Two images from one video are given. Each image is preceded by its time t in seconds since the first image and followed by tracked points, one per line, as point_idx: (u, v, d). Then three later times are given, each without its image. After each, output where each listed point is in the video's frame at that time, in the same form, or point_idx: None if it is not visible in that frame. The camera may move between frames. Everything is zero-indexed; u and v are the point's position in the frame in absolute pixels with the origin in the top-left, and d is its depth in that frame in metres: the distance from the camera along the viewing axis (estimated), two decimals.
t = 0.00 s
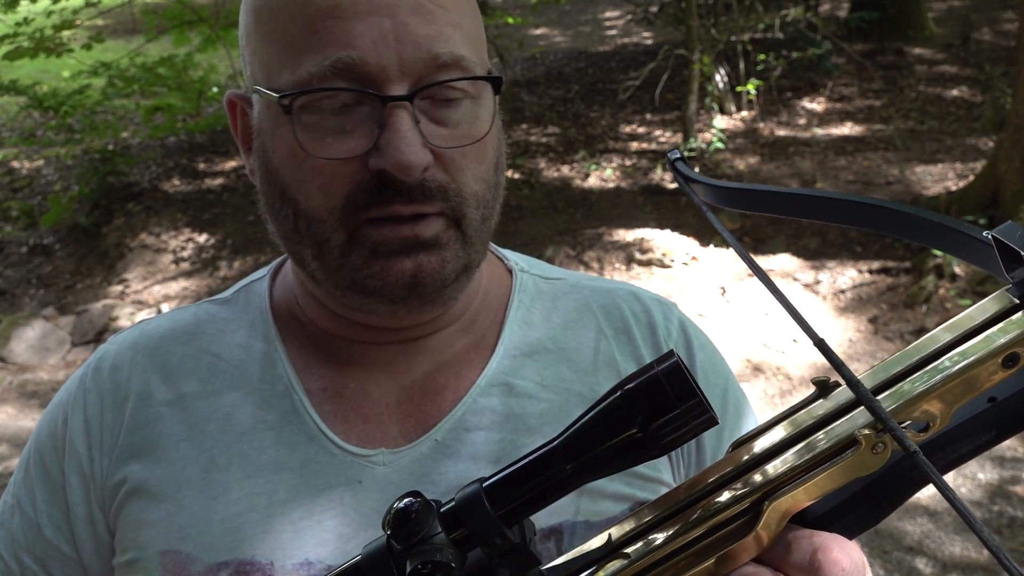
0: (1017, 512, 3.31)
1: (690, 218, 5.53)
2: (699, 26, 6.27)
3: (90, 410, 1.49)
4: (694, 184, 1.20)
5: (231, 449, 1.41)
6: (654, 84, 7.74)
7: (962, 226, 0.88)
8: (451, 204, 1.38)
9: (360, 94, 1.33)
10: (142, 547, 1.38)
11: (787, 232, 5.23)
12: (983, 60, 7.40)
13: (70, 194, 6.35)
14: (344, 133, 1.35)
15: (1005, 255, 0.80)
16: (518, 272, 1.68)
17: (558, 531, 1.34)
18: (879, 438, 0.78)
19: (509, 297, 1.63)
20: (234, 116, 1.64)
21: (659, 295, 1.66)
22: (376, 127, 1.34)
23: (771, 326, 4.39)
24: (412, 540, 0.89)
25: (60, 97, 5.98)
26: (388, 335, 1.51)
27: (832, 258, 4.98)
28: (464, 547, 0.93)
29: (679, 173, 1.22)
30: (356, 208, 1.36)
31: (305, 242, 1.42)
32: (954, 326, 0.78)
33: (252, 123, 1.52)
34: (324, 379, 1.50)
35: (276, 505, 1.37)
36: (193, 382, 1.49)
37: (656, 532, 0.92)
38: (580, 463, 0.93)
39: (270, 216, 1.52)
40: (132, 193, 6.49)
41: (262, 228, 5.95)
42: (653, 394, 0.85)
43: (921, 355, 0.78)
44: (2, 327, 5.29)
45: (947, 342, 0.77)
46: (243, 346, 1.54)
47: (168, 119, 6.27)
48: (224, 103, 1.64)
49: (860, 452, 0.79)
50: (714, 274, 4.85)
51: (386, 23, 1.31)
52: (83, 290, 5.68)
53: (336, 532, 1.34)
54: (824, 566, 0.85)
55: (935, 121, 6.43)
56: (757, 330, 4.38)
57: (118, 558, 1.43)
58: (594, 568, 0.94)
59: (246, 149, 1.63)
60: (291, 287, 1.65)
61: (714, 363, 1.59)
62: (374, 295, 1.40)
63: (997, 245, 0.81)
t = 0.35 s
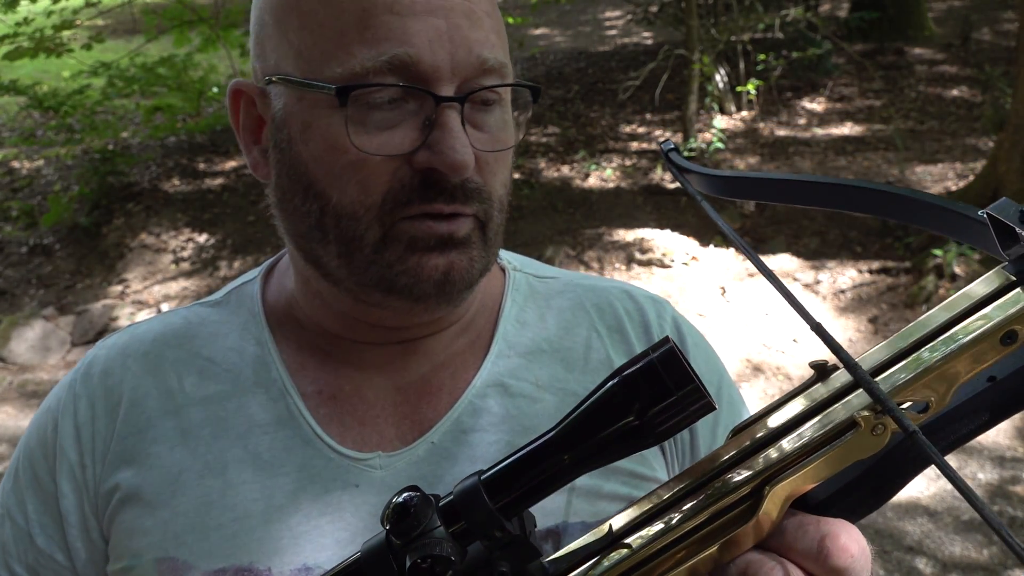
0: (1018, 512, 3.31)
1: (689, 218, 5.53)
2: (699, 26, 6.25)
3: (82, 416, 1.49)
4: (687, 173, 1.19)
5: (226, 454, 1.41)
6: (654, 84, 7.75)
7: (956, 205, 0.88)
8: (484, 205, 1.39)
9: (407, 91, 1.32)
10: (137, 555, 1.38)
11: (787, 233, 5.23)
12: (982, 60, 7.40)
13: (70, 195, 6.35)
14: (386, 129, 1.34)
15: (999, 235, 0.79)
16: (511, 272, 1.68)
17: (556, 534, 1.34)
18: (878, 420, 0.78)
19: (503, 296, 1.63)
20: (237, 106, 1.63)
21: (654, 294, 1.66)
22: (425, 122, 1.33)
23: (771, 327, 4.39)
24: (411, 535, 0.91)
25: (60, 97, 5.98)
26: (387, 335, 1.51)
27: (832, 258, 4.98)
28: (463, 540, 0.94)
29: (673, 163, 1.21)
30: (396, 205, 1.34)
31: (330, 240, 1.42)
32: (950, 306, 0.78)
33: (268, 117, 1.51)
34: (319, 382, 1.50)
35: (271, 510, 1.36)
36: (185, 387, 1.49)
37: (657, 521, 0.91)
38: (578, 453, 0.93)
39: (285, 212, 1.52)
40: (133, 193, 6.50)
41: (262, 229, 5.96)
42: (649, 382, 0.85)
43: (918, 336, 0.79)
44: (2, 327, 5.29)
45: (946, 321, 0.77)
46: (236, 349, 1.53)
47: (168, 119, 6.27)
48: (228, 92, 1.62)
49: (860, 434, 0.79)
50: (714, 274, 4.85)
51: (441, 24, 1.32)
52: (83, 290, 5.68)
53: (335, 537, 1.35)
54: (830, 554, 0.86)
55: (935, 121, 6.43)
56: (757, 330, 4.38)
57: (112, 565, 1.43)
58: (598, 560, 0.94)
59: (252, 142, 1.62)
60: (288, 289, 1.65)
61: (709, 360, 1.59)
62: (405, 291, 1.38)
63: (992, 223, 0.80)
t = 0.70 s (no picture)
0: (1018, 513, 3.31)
1: (689, 218, 5.53)
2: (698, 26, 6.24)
3: (84, 413, 1.48)
4: (694, 174, 1.18)
5: (230, 452, 1.41)
6: (654, 84, 7.75)
7: (960, 210, 0.89)
8: (502, 199, 1.39)
9: (439, 78, 1.32)
10: (139, 553, 1.38)
11: (787, 233, 5.24)
12: (982, 60, 7.41)
13: (70, 195, 6.36)
14: (417, 117, 1.34)
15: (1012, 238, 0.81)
16: (516, 273, 1.67)
17: (562, 536, 1.34)
18: (890, 426, 0.79)
19: (507, 297, 1.62)
20: (251, 99, 1.61)
21: (657, 296, 1.66)
22: (454, 112, 1.33)
23: (772, 327, 4.38)
24: (422, 538, 0.92)
25: (59, 97, 5.99)
26: (395, 334, 1.51)
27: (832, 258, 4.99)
28: (475, 544, 0.95)
29: (679, 163, 1.20)
30: (425, 194, 1.34)
31: (351, 229, 1.41)
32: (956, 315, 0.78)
33: (286, 109, 1.49)
34: (325, 382, 1.50)
35: (275, 509, 1.36)
36: (190, 385, 1.49)
37: (665, 525, 0.91)
38: (588, 457, 0.93)
39: (300, 206, 1.51)
40: (133, 193, 6.50)
41: (262, 229, 5.96)
42: (663, 386, 0.85)
43: (922, 345, 0.79)
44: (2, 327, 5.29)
45: (957, 328, 0.77)
46: (240, 347, 1.53)
47: (168, 119, 6.27)
48: (242, 83, 1.61)
49: (872, 440, 0.80)
50: (714, 274, 4.86)
51: (471, 16, 1.32)
52: (83, 290, 5.68)
53: (340, 538, 1.35)
54: (842, 559, 0.86)
55: (935, 121, 6.43)
56: (758, 331, 4.38)
57: (114, 563, 1.43)
58: (606, 563, 0.93)
59: (266, 134, 1.61)
60: (295, 286, 1.64)
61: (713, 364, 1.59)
62: (424, 283, 1.38)
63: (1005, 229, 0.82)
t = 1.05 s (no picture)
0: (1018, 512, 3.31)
1: (689, 218, 5.53)
2: (699, 25, 6.23)
3: (89, 411, 1.48)
4: (703, 168, 1.20)
5: (233, 451, 1.41)
6: (654, 84, 7.75)
7: (975, 198, 0.85)
8: (497, 212, 1.38)
9: (428, 96, 1.31)
10: (143, 552, 1.39)
11: (787, 233, 5.23)
12: (982, 60, 7.41)
13: (70, 195, 6.36)
14: (405, 135, 1.33)
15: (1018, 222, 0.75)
16: (519, 275, 1.67)
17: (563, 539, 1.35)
18: (903, 413, 0.75)
19: (510, 298, 1.62)
20: (254, 104, 1.62)
21: (659, 298, 1.66)
22: (444, 128, 1.32)
23: (772, 327, 4.38)
24: (432, 524, 0.90)
25: (60, 97, 5.99)
26: (397, 336, 1.50)
27: (832, 257, 4.99)
28: (484, 531, 0.93)
29: (687, 157, 1.21)
30: (416, 209, 1.34)
31: (345, 242, 1.41)
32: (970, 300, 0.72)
33: (285, 114, 1.49)
34: (327, 382, 1.50)
35: (278, 509, 1.37)
36: (194, 384, 1.49)
37: (670, 518, 0.88)
38: (601, 440, 0.92)
39: (300, 209, 1.51)
40: (133, 193, 6.50)
41: (262, 229, 5.96)
42: (674, 370, 0.84)
43: (937, 333, 0.73)
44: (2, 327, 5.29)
45: (967, 315, 0.71)
46: (244, 347, 1.53)
47: (168, 120, 6.27)
48: (244, 88, 1.61)
49: (884, 428, 0.76)
50: (714, 274, 4.86)
51: (464, 32, 1.31)
52: (83, 290, 5.68)
53: (342, 538, 1.35)
54: (857, 550, 0.83)
55: (935, 121, 6.43)
56: (758, 331, 4.37)
57: (117, 562, 1.43)
58: (610, 554, 0.91)
59: (267, 139, 1.62)
60: (298, 286, 1.64)
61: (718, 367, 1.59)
62: (422, 293, 1.38)
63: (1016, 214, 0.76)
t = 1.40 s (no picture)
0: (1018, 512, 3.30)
1: (689, 219, 5.53)
2: (699, 25, 6.22)
3: (88, 406, 1.48)
4: (737, 201, 1.26)
5: (233, 447, 1.41)
6: (654, 84, 7.75)
7: (998, 253, 0.94)
8: (497, 214, 1.38)
9: (426, 103, 1.32)
10: (141, 546, 1.38)
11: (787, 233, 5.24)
12: (982, 60, 7.41)
13: (70, 195, 6.36)
14: (404, 141, 1.34)
15: None
16: (518, 271, 1.66)
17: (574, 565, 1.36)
18: (931, 484, 0.82)
19: (511, 294, 1.62)
20: (248, 109, 1.61)
21: (659, 292, 1.66)
22: (443, 134, 1.33)
23: (772, 327, 4.38)
24: (450, 559, 0.94)
25: (60, 97, 5.99)
26: (394, 337, 1.50)
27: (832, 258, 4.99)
28: (501, 568, 0.97)
29: (723, 187, 1.28)
30: (415, 215, 1.34)
31: (345, 247, 1.41)
32: (978, 391, 0.85)
33: (281, 118, 1.49)
34: (326, 379, 1.50)
35: (278, 505, 1.37)
36: (194, 381, 1.49)
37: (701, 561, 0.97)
38: (624, 491, 0.98)
39: (298, 211, 1.51)
40: (133, 193, 6.50)
41: (262, 229, 5.96)
42: (706, 424, 0.89)
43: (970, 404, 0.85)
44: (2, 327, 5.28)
45: (999, 392, 0.84)
46: (244, 343, 1.53)
47: (168, 119, 6.26)
48: (239, 95, 1.61)
49: (913, 495, 0.83)
50: (714, 274, 4.86)
51: (460, 35, 1.32)
52: (83, 290, 5.68)
53: (341, 533, 1.35)
54: None
55: (935, 121, 6.43)
56: (758, 331, 4.37)
57: (115, 556, 1.43)
58: None
59: (263, 144, 1.62)
60: (297, 286, 1.64)
61: (717, 361, 1.59)
62: (421, 297, 1.38)
63: None
